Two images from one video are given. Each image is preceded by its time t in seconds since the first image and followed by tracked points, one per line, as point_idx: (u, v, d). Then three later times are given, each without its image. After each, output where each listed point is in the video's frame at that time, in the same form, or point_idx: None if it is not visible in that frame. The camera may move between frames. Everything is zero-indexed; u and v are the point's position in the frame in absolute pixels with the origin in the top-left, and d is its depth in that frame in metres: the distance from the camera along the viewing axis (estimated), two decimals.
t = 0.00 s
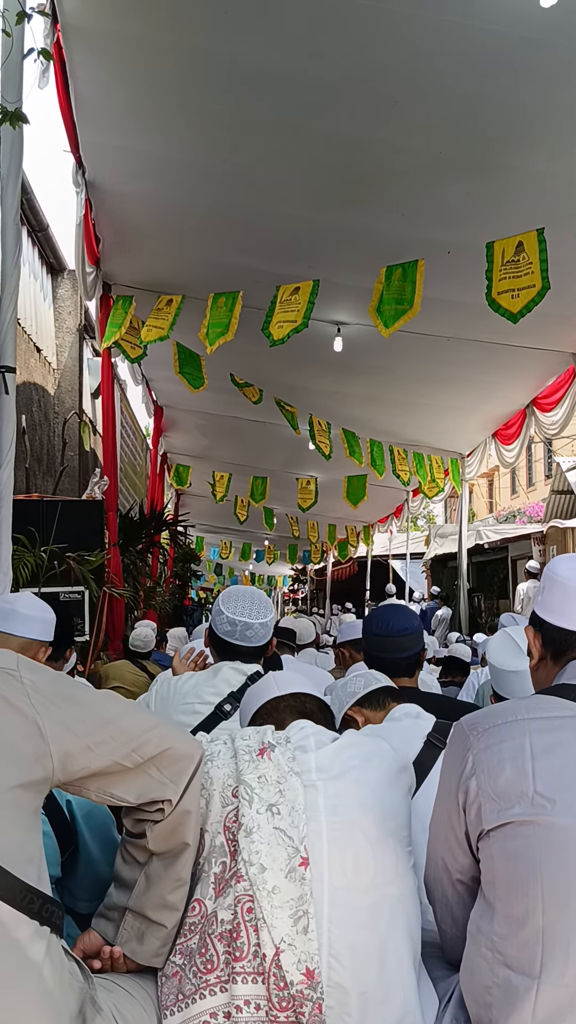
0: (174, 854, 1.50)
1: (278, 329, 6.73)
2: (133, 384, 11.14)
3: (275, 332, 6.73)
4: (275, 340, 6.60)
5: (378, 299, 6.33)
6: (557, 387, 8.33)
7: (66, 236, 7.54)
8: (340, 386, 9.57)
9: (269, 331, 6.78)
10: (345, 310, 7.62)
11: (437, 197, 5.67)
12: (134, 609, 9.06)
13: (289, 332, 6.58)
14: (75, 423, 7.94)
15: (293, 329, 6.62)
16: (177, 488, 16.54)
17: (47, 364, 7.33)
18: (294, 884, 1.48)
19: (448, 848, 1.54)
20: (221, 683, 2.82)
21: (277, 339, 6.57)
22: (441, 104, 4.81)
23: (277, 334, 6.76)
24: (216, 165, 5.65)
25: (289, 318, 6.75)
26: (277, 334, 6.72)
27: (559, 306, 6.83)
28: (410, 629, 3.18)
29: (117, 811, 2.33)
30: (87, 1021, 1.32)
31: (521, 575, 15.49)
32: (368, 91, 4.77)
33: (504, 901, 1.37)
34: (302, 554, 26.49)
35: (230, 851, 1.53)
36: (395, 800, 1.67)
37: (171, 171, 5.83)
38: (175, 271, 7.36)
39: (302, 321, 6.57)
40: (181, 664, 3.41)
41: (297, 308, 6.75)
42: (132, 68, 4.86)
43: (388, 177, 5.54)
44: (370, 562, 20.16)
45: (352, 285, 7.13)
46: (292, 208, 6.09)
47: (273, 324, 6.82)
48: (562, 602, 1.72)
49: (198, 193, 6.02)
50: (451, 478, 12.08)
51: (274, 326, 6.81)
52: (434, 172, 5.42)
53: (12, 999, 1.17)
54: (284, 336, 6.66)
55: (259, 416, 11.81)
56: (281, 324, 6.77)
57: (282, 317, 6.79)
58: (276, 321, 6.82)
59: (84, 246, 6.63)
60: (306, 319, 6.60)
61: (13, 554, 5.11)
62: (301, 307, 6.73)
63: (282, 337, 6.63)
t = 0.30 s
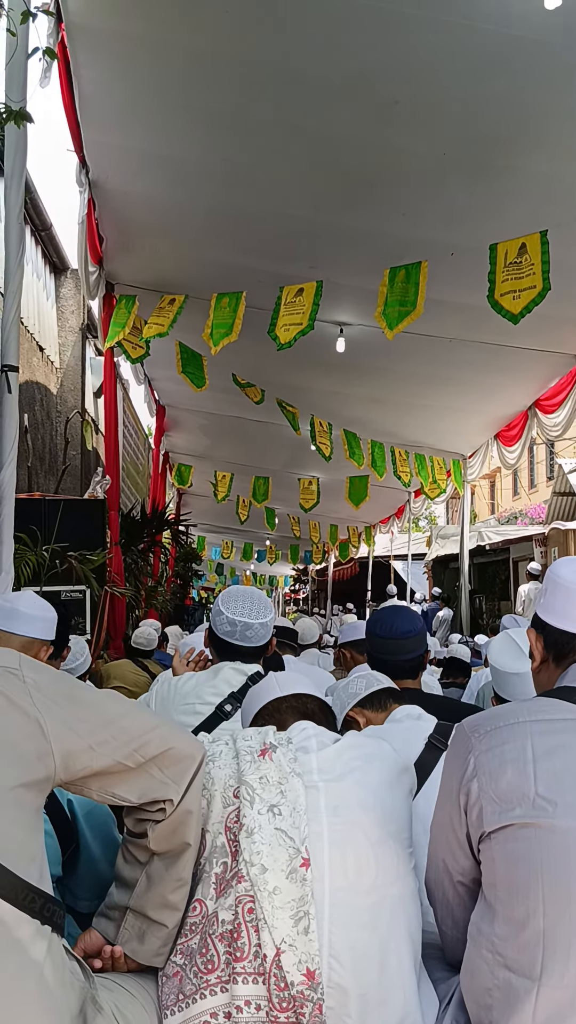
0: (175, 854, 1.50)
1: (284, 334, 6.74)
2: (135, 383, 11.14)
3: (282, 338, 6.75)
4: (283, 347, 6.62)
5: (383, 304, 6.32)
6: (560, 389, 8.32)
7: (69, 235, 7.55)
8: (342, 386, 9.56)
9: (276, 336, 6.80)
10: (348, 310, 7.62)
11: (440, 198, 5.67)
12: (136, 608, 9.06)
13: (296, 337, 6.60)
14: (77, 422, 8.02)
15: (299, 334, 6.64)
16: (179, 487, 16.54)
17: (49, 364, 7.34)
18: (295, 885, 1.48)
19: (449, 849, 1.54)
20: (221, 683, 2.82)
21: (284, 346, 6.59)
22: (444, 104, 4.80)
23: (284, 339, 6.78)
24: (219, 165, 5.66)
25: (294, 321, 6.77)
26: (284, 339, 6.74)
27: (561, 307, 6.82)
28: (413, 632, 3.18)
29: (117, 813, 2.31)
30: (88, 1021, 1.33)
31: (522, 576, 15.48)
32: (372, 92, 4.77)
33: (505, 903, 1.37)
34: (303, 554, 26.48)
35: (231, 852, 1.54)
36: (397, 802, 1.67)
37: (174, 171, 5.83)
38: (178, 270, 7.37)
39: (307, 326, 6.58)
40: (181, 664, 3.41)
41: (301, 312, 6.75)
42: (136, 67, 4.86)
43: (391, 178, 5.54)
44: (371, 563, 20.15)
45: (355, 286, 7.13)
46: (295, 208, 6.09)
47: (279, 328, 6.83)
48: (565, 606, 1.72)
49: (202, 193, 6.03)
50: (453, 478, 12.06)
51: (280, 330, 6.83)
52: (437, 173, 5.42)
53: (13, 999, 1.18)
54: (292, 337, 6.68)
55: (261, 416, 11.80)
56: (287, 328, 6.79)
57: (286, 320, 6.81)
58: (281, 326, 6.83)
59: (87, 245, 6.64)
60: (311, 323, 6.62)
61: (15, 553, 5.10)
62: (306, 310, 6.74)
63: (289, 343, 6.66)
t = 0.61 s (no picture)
0: (169, 854, 1.50)
1: (288, 335, 6.72)
2: (135, 383, 11.15)
3: (285, 339, 6.72)
4: (287, 349, 6.59)
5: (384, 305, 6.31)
6: (560, 390, 8.32)
7: (69, 235, 7.56)
8: (342, 386, 9.56)
9: (279, 337, 6.78)
10: (348, 310, 7.61)
11: (440, 198, 5.67)
12: (135, 608, 9.05)
13: (299, 338, 6.58)
14: (76, 422, 8.02)
15: (302, 335, 6.63)
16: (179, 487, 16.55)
17: (49, 363, 7.34)
18: (290, 885, 1.48)
19: (445, 849, 1.54)
20: (219, 683, 2.81)
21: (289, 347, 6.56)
22: (444, 104, 4.80)
23: (288, 341, 6.74)
24: (219, 164, 5.65)
25: (296, 322, 6.76)
26: (287, 340, 6.72)
27: (561, 307, 6.81)
28: (413, 632, 3.18)
29: (114, 813, 2.29)
30: (81, 1021, 1.32)
31: (522, 577, 15.47)
32: (372, 92, 4.77)
33: (500, 904, 1.37)
34: (303, 555, 26.47)
35: (226, 851, 1.53)
36: (392, 802, 1.66)
37: (174, 171, 5.83)
38: (178, 270, 7.36)
39: (310, 327, 6.58)
40: (177, 663, 3.40)
41: (303, 313, 6.75)
42: (135, 67, 4.86)
43: (391, 177, 5.53)
44: (371, 563, 20.14)
45: (355, 286, 7.13)
46: (295, 207, 6.09)
47: (281, 329, 6.82)
48: (561, 604, 1.72)
49: (202, 193, 6.02)
50: (453, 479, 12.05)
51: (283, 331, 6.82)
52: (437, 173, 5.42)
53: (4, 999, 1.17)
54: (297, 338, 6.67)
55: (261, 416, 11.80)
56: (290, 330, 6.77)
57: (288, 321, 6.80)
58: (284, 328, 6.81)
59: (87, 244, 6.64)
60: (314, 324, 6.62)
61: (14, 552, 5.10)
62: (307, 311, 6.73)
63: (293, 344, 6.65)
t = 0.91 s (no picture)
0: (161, 853, 1.49)
1: (288, 336, 6.72)
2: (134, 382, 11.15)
3: (286, 340, 6.72)
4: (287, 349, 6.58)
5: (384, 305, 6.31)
6: (559, 390, 8.32)
7: (67, 234, 7.56)
8: (341, 385, 9.55)
9: (279, 338, 6.77)
10: (347, 309, 7.60)
11: (439, 198, 5.66)
12: (133, 608, 9.06)
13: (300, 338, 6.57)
14: (75, 421, 8.02)
15: (302, 335, 6.63)
16: (178, 487, 16.55)
17: (47, 362, 7.34)
18: (282, 884, 1.48)
19: (438, 848, 1.53)
20: (215, 682, 2.80)
21: (289, 347, 6.56)
22: (443, 103, 4.79)
23: (288, 342, 6.73)
24: (218, 164, 5.65)
25: (297, 322, 6.76)
26: (288, 341, 6.71)
27: (560, 307, 6.80)
28: (411, 631, 3.17)
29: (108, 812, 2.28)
30: (72, 1020, 1.31)
31: (520, 577, 15.47)
32: (370, 91, 4.77)
33: (493, 902, 1.36)
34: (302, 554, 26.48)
35: (219, 851, 1.52)
36: (385, 801, 1.66)
37: (172, 170, 5.82)
38: (176, 269, 7.36)
39: (310, 327, 6.58)
40: (174, 663, 3.40)
41: (302, 313, 6.75)
42: (133, 66, 4.85)
43: (390, 177, 5.53)
44: (370, 563, 20.14)
45: (354, 286, 7.12)
46: (294, 207, 6.08)
47: (281, 330, 6.81)
48: (554, 602, 1.71)
49: (200, 192, 6.02)
50: (451, 478, 12.05)
51: (283, 332, 6.81)
52: (436, 173, 5.42)
53: None
54: (297, 338, 6.65)
55: (260, 416, 11.79)
56: (290, 330, 6.77)
57: (289, 322, 6.79)
58: (284, 328, 6.81)
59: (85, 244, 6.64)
60: (313, 323, 6.61)
61: (11, 552, 5.10)
62: (308, 312, 6.73)
63: (293, 344, 6.65)
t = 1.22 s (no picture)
0: (160, 852, 1.49)
1: (289, 336, 6.73)
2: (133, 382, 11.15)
3: (286, 340, 6.73)
4: (288, 350, 6.59)
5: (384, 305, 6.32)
6: (558, 390, 8.33)
7: (66, 234, 7.56)
8: (341, 385, 9.55)
9: (280, 339, 6.77)
10: (346, 309, 7.60)
11: (438, 198, 5.67)
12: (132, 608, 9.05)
13: (300, 338, 6.58)
14: (74, 421, 8.02)
15: (302, 335, 6.64)
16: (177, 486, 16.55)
17: (47, 362, 7.34)
18: (281, 883, 1.48)
19: (436, 847, 1.54)
20: (215, 682, 2.80)
21: (290, 348, 6.57)
22: (443, 103, 4.80)
23: (289, 344, 6.74)
24: (217, 164, 5.65)
25: (297, 323, 6.77)
26: (288, 341, 6.72)
27: (559, 307, 6.80)
28: (410, 631, 3.18)
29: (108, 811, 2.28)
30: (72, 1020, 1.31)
31: (520, 577, 15.47)
32: (370, 91, 4.77)
33: (491, 901, 1.37)
34: (302, 554, 26.44)
35: (218, 850, 1.53)
36: (384, 800, 1.66)
37: (172, 170, 5.83)
38: (176, 269, 7.36)
39: (310, 327, 6.58)
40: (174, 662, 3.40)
41: (303, 313, 6.76)
42: (133, 66, 4.85)
43: (389, 177, 5.54)
44: (369, 563, 20.13)
45: (353, 286, 7.13)
46: (294, 207, 6.08)
47: (282, 331, 6.82)
48: (552, 601, 1.72)
49: (200, 192, 6.02)
50: (451, 478, 12.05)
51: (284, 333, 6.82)
52: (435, 172, 5.42)
53: None
54: (297, 339, 6.67)
55: (259, 416, 11.79)
56: (290, 330, 6.78)
57: (289, 323, 6.80)
58: (284, 328, 6.82)
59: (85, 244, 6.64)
60: (314, 323, 6.62)
61: (11, 551, 5.10)
62: (308, 312, 6.74)
63: (293, 344, 6.66)
